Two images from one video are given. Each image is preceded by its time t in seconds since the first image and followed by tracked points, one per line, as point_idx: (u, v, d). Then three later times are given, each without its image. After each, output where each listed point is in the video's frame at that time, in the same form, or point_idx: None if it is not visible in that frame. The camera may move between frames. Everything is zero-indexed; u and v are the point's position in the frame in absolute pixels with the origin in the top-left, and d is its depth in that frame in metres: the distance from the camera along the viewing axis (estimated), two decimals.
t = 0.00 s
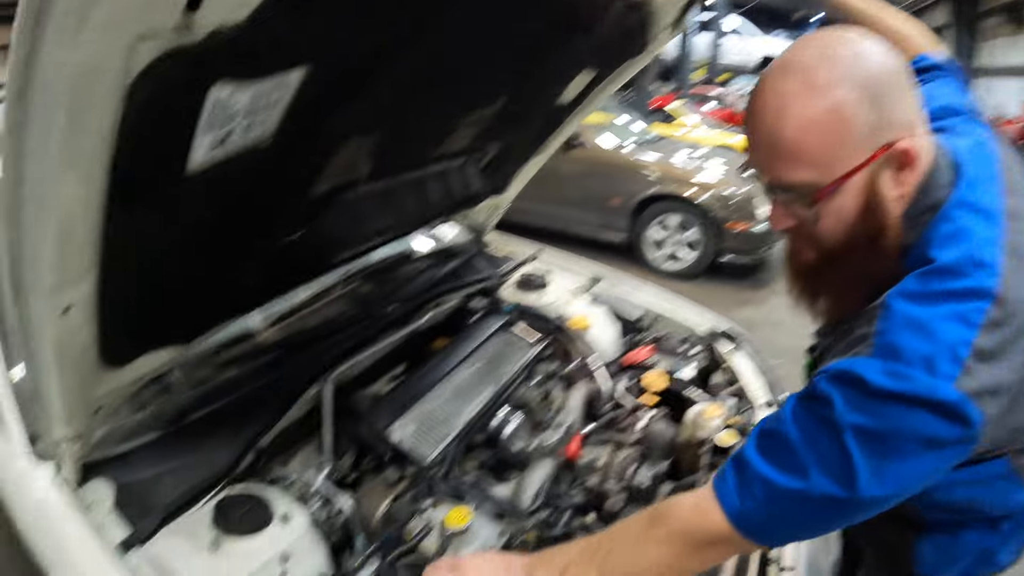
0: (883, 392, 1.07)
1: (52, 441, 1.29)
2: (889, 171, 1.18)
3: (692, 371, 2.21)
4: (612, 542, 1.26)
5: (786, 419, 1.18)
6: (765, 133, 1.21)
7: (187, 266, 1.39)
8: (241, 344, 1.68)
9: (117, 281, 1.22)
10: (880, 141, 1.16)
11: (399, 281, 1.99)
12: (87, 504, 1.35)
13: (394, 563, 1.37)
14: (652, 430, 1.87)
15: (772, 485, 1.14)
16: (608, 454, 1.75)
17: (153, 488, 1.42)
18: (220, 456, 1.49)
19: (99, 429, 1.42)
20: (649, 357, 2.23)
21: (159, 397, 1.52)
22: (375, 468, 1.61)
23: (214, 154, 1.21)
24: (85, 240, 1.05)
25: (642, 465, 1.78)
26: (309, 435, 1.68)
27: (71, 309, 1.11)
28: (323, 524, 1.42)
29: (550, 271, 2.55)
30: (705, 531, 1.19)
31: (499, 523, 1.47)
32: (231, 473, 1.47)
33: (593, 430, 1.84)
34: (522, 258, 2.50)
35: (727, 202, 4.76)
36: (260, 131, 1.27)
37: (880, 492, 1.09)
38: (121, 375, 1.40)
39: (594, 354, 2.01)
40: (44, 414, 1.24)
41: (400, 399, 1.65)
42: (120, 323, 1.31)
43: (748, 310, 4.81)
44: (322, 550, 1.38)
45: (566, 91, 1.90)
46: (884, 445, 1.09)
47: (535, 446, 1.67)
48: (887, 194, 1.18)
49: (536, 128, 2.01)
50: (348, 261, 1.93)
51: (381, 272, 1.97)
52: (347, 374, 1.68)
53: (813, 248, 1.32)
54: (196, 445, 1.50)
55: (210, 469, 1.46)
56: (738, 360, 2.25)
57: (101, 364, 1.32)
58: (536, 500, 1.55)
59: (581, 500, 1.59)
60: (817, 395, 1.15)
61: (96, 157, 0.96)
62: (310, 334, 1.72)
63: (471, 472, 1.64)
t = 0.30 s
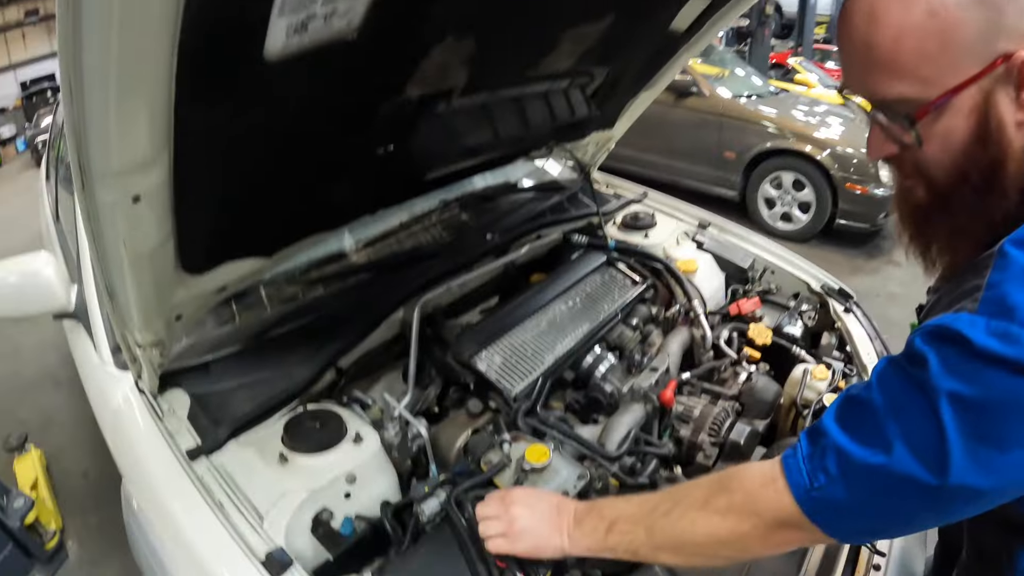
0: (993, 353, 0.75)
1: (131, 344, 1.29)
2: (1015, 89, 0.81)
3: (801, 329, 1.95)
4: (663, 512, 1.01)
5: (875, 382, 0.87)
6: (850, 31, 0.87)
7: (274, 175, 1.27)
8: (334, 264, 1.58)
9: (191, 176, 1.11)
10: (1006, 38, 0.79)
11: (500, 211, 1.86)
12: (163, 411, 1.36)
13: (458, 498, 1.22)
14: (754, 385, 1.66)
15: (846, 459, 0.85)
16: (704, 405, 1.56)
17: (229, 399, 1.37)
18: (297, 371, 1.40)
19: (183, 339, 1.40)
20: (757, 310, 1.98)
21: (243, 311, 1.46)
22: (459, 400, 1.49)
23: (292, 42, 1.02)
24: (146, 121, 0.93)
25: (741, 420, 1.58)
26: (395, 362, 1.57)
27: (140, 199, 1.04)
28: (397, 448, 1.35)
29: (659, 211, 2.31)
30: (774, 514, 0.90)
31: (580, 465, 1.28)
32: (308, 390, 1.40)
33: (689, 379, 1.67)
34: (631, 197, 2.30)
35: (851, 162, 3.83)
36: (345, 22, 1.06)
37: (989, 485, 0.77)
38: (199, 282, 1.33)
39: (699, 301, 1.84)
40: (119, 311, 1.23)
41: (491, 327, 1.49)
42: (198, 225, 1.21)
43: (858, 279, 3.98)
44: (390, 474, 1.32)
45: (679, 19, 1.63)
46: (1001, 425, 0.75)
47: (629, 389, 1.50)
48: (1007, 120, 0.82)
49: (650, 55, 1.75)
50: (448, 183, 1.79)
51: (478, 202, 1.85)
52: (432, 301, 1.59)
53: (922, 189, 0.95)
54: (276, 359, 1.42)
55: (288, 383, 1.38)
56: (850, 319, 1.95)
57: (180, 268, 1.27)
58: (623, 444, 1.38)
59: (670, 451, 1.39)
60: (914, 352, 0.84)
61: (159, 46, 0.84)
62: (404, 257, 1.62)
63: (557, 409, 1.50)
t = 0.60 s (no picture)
0: None
1: (127, 293, 1.21)
2: None
3: (830, 296, 1.85)
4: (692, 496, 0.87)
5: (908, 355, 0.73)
6: None
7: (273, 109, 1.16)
8: (344, 216, 1.57)
9: (181, 103, 0.99)
10: None
11: (519, 165, 1.80)
12: (162, 363, 1.31)
13: (462, 457, 1.12)
14: (780, 350, 1.58)
15: (880, 447, 0.71)
16: (726, 368, 1.50)
17: (228, 351, 1.28)
18: (299, 323, 1.32)
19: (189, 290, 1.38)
20: (785, 275, 1.87)
21: (250, 263, 1.45)
22: (471, 359, 1.44)
23: None
24: (129, 32, 0.82)
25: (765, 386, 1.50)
26: (405, 318, 1.51)
27: (123, 127, 0.94)
28: (400, 405, 1.28)
29: (682, 172, 2.25)
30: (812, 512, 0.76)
31: (593, 427, 1.19)
32: (309, 343, 1.31)
33: (711, 342, 1.61)
34: (653, 157, 2.23)
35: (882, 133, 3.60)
36: None
37: None
38: (197, 228, 1.24)
39: (722, 264, 1.78)
40: (113, 258, 1.14)
41: (502, 280, 1.45)
42: (190, 162, 1.10)
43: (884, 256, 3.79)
44: (391, 431, 1.27)
45: None
46: None
47: (647, 349, 1.44)
48: None
49: None
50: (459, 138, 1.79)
51: (495, 155, 1.82)
52: (445, 254, 1.53)
53: (961, 111, 0.78)
54: (278, 309, 1.36)
55: (290, 335, 1.30)
56: (882, 289, 1.84)
57: (175, 212, 1.17)
58: (639, 406, 1.30)
59: (690, 415, 1.33)
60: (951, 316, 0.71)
61: None
62: (417, 209, 1.56)
63: (572, 368, 1.45)
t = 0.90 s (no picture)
0: None
1: (121, 274, 1.17)
2: None
3: (844, 279, 1.79)
4: (762, 482, 0.84)
5: (952, 375, 0.67)
6: None
7: (271, 77, 1.08)
8: (346, 194, 1.52)
9: (167, 68, 0.92)
10: None
11: (526, 143, 1.76)
12: (159, 346, 1.25)
13: (463, 442, 1.07)
14: (793, 335, 1.54)
15: (922, 475, 0.66)
16: (738, 353, 1.46)
17: (225, 333, 1.25)
18: (298, 304, 1.28)
19: (184, 272, 1.34)
20: (798, 258, 1.82)
21: (248, 242, 1.41)
22: (475, 342, 1.42)
23: None
24: None
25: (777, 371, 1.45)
26: (409, 299, 1.47)
27: (107, 99, 0.88)
28: (402, 388, 1.24)
29: (692, 152, 2.20)
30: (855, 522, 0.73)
31: (600, 412, 1.14)
32: (309, 324, 1.27)
33: (723, 325, 1.57)
34: (663, 137, 2.18)
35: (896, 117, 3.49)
36: None
37: None
38: (191, 207, 1.17)
39: (733, 246, 1.73)
40: (103, 237, 1.09)
41: (508, 259, 1.41)
42: (180, 135, 1.03)
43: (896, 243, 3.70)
44: (391, 415, 1.24)
45: None
46: None
47: (657, 331, 1.40)
48: None
49: None
50: (464, 115, 1.75)
51: (502, 133, 1.77)
52: (449, 233, 1.49)
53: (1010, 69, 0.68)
54: (276, 290, 1.32)
55: (289, 316, 1.26)
56: (898, 274, 1.77)
57: (167, 188, 1.11)
58: (649, 390, 1.26)
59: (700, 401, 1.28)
60: (1003, 336, 0.64)
61: None
62: (421, 187, 1.51)
63: (579, 350, 1.41)
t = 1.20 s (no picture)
0: None
1: (128, 255, 1.14)
2: None
3: (865, 267, 1.75)
4: (801, 460, 0.82)
5: (1010, 366, 0.67)
6: None
7: (278, 68, 1.06)
8: (359, 173, 1.50)
9: (174, 40, 0.88)
10: None
11: (541, 124, 1.73)
12: (168, 328, 1.25)
13: (479, 427, 1.04)
14: (814, 321, 1.50)
15: (976, 470, 0.65)
16: (759, 339, 1.43)
17: (236, 315, 1.22)
18: (310, 286, 1.25)
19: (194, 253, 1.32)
20: (818, 244, 1.77)
21: (258, 223, 1.38)
22: (490, 325, 1.38)
23: None
24: None
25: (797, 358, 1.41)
26: (422, 282, 1.44)
27: (111, 72, 0.84)
28: (416, 370, 1.22)
29: (710, 135, 2.15)
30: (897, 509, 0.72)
31: (618, 398, 1.11)
32: (321, 306, 1.25)
33: (743, 310, 1.54)
34: (680, 119, 2.13)
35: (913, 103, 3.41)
36: None
37: None
38: (200, 186, 1.14)
39: (752, 230, 1.69)
40: (110, 218, 1.06)
41: (524, 241, 1.38)
42: (188, 112, 1.00)
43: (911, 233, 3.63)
44: (405, 399, 1.21)
45: None
46: None
47: (676, 316, 1.37)
48: None
49: None
50: (479, 94, 1.71)
51: (517, 112, 1.75)
52: (463, 215, 1.46)
53: None
54: (287, 272, 1.29)
55: (301, 298, 1.23)
56: (918, 261, 1.72)
57: (175, 167, 1.07)
58: (668, 376, 1.23)
59: (720, 388, 1.25)
60: None
61: None
62: (435, 166, 1.49)
63: (596, 334, 1.38)
